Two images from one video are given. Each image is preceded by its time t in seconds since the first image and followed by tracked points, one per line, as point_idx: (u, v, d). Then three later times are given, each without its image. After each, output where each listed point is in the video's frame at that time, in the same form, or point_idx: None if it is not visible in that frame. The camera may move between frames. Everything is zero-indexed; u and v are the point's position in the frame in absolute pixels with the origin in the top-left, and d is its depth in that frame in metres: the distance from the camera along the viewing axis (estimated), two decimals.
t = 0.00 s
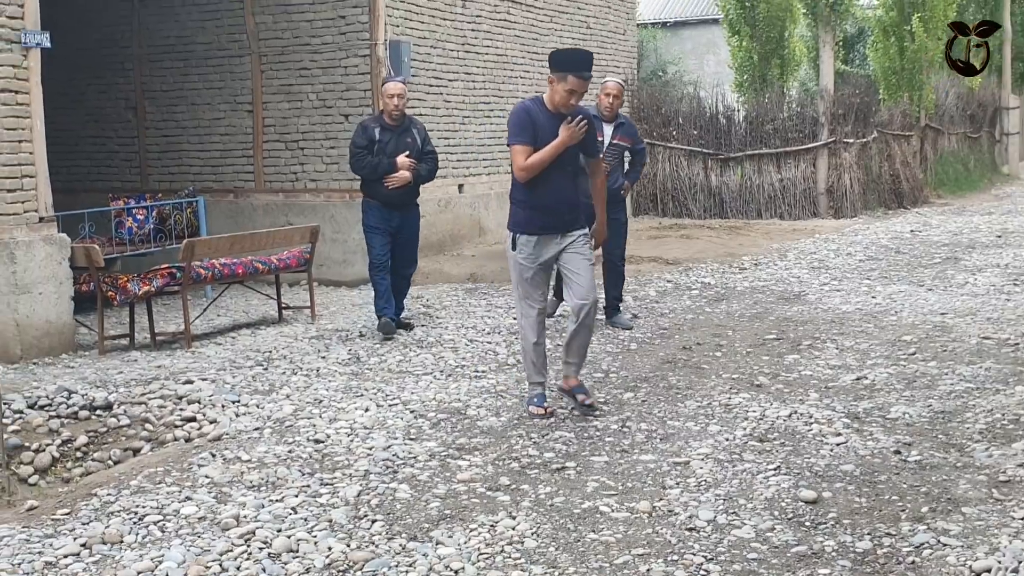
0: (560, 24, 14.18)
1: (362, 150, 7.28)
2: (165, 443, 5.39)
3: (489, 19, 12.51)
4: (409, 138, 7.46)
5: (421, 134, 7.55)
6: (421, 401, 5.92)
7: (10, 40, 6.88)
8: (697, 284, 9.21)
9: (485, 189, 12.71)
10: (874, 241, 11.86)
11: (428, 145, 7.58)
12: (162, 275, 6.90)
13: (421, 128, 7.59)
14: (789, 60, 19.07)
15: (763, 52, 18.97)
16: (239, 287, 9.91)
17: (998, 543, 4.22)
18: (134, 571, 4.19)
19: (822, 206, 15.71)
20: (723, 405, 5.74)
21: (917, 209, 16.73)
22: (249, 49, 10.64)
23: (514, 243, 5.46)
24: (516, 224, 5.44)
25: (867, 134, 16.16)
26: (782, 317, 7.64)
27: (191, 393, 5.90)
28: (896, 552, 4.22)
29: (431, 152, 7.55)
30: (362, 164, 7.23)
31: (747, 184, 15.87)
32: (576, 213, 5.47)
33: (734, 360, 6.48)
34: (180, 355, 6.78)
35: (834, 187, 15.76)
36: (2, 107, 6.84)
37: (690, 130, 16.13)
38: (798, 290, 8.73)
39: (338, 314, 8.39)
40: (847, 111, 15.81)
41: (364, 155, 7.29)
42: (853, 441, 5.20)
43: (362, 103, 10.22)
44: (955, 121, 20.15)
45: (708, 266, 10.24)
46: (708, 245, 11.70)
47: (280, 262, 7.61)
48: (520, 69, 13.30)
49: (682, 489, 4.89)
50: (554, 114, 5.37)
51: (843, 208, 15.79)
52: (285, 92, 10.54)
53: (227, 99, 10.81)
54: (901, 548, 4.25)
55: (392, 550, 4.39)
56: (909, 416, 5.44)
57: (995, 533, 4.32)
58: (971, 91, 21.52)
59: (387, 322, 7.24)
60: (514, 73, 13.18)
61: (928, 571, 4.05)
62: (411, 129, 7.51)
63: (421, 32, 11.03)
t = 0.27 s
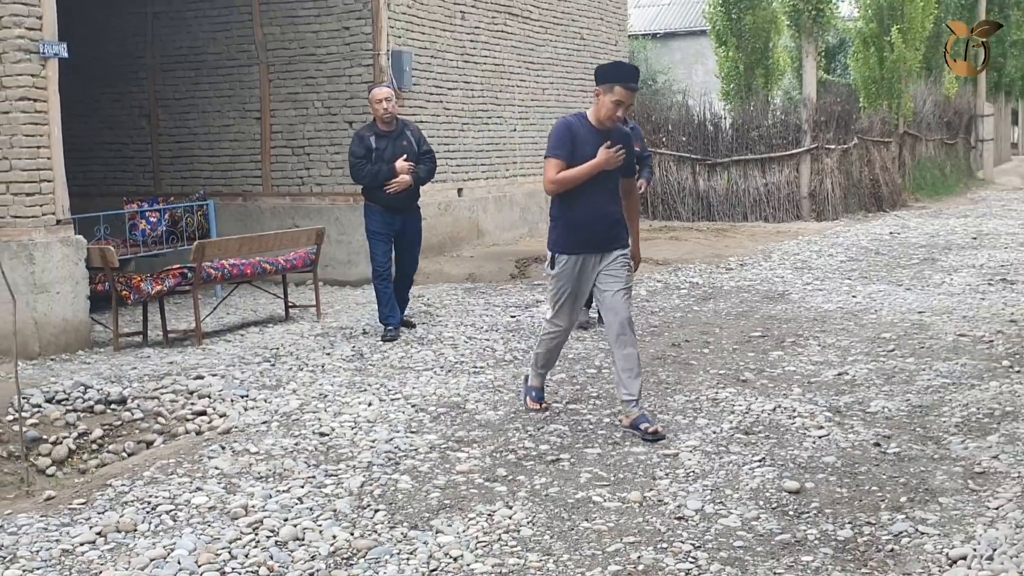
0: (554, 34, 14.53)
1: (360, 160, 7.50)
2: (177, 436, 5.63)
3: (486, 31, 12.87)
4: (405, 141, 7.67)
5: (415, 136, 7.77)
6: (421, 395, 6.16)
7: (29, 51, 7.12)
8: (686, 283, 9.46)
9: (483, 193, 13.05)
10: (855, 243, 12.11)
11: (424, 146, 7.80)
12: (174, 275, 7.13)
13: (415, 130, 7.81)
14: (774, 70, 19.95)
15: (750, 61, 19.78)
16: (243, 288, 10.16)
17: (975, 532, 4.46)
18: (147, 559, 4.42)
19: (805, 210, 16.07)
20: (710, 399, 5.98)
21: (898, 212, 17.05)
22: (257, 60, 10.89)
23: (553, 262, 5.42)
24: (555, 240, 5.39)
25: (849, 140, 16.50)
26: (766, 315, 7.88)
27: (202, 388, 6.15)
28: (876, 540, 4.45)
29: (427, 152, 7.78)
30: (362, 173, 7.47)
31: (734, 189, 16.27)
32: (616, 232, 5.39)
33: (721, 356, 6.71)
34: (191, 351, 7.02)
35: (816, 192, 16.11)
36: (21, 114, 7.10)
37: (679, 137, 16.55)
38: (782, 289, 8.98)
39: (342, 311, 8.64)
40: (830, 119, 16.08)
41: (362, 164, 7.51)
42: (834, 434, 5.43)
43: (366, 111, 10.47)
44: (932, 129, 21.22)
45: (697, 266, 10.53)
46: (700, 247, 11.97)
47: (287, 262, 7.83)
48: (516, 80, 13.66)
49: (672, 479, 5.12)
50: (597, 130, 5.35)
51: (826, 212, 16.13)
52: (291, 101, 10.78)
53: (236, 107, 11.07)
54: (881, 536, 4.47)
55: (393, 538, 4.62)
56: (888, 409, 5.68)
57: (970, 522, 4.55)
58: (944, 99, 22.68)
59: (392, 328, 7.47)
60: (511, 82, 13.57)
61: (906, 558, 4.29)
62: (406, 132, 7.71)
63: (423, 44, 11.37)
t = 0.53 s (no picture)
0: (548, 61, 16.21)
1: (368, 168, 8.12)
2: (212, 419, 6.28)
3: (489, 56, 14.39)
4: (408, 149, 8.25)
5: (417, 144, 8.34)
6: (430, 383, 6.80)
7: (79, 74, 7.77)
8: (668, 283, 10.05)
9: (487, 203, 14.38)
10: (818, 246, 12.88)
11: (427, 152, 8.36)
12: (208, 276, 7.92)
13: (417, 139, 8.38)
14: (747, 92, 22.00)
15: (723, 83, 21.90)
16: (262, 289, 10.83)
17: (924, 505, 5.03)
18: (185, 529, 5.04)
19: (773, 216, 18.25)
20: (689, 386, 6.62)
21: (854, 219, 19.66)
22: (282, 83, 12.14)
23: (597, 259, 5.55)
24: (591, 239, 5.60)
25: (809, 155, 18.92)
26: (740, 312, 8.51)
27: (234, 376, 6.81)
28: (837, 514, 5.02)
29: (430, 158, 8.33)
30: (370, 180, 8.05)
31: (710, 198, 18.49)
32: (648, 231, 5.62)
33: (698, 347, 7.38)
34: (225, 345, 7.69)
35: (783, 201, 18.27)
36: (72, 132, 7.75)
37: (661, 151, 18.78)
38: (752, 286, 9.67)
39: (359, 309, 9.32)
40: (794, 136, 18.33)
41: (370, 172, 8.12)
42: (799, 418, 6.05)
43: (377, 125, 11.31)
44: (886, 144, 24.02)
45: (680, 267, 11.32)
46: (686, 249, 12.68)
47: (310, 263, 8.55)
48: (516, 101, 15.26)
49: (654, 458, 5.73)
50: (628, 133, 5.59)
51: (791, 218, 18.35)
52: (313, 119, 12.00)
53: (265, 125, 12.28)
54: (842, 510, 5.05)
55: (406, 511, 5.22)
56: (848, 396, 6.30)
57: (921, 497, 5.13)
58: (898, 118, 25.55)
59: (404, 324, 8.10)
60: (511, 102, 15.13)
61: (864, 529, 4.84)
62: (408, 140, 8.29)
63: (429, 68, 12.67)
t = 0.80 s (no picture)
0: (545, 86, 17.81)
1: (381, 181, 9.01)
2: (250, 403, 7.17)
3: (492, 83, 15.93)
4: (418, 164, 9.02)
5: (428, 159, 9.09)
6: (441, 370, 7.77)
7: (132, 101, 9.06)
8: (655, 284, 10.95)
9: (490, 212, 15.82)
10: (780, 256, 14.40)
11: (437, 167, 9.09)
12: (247, 277, 8.93)
13: (428, 154, 9.14)
14: (719, 115, 24.30)
15: (698, 108, 24.18)
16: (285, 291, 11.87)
17: (877, 478, 5.56)
18: (226, 499, 5.59)
19: (742, 224, 20.70)
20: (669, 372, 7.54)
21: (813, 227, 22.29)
22: (313, 109, 14.17)
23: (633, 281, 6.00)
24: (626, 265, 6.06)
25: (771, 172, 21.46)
26: (712, 309, 9.86)
27: (268, 365, 7.86)
28: (800, 485, 5.52)
29: (439, 172, 9.05)
30: (382, 193, 8.96)
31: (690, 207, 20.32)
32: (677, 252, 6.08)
33: (677, 341, 8.44)
34: (260, 338, 8.95)
35: (750, 211, 20.89)
36: (127, 150, 9.06)
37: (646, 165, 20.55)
38: (724, 289, 11.00)
39: (379, 308, 10.46)
40: (760, 154, 20.94)
41: (383, 185, 9.02)
42: (766, 401, 6.87)
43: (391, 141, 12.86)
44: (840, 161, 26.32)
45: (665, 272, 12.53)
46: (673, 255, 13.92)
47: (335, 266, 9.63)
48: (516, 122, 16.78)
49: (639, 437, 6.39)
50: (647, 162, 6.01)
51: (757, 227, 20.93)
52: (339, 139, 14.03)
53: (296, 145, 14.40)
54: (803, 482, 5.56)
55: (420, 483, 5.75)
56: (807, 381, 7.25)
57: (874, 471, 5.69)
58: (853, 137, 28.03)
59: (418, 319, 9.24)
60: (512, 124, 16.64)
61: (823, 498, 5.33)
62: (419, 156, 9.08)
63: (441, 92, 14.34)
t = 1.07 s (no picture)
0: (542, 93, 18.13)
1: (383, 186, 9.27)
2: (257, 399, 7.47)
3: (492, 89, 16.24)
4: (420, 170, 9.27)
5: (431, 165, 9.33)
6: (442, 367, 8.06)
7: (144, 107, 9.40)
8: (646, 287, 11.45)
9: (488, 215, 16.14)
10: (769, 258, 14.76)
11: (438, 173, 9.32)
12: (254, 277, 9.24)
13: (432, 161, 9.37)
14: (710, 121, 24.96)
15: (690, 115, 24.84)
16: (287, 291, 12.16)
17: (861, 470, 5.73)
18: (234, 491, 5.79)
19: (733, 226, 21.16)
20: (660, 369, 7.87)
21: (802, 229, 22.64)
22: (317, 114, 14.45)
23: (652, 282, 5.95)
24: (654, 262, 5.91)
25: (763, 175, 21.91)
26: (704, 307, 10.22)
27: (275, 362, 8.16)
28: (788, 478, 5.70)
29: (440, 179, 9.26)
30: (384, 198, 9.21)
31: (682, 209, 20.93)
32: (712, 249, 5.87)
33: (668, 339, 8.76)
34: (268, 335, 9.27)
35: (741, 214, 21.30)
36: (138, 154, 9.37)
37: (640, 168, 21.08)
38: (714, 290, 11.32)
39: (381, 307, 10.77)
40: (750, 159, 21.35)
41: (385, 188, 9.29)
42: (754, 397, 7.13)
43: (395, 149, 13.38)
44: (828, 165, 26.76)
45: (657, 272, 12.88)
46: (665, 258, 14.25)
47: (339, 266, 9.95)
48: (515, 128, 17.09)
49: (632, 431, 6.63)
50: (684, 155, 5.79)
51: (748, 229, 21.35)
52: (343, 144, 14.29)
53: (301, 150, 14.69)
54: (790, 475, 5.74)
55: (421, 476, 5.98)
56: (794, 376, 7.55)
57: (858, 463, 5.86)
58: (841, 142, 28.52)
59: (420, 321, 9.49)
60: (511, 130, 16.94)
61: (809, 490, 5.52)
62: (421, 162, 9.31)
63: (443, 99, 14.62)
